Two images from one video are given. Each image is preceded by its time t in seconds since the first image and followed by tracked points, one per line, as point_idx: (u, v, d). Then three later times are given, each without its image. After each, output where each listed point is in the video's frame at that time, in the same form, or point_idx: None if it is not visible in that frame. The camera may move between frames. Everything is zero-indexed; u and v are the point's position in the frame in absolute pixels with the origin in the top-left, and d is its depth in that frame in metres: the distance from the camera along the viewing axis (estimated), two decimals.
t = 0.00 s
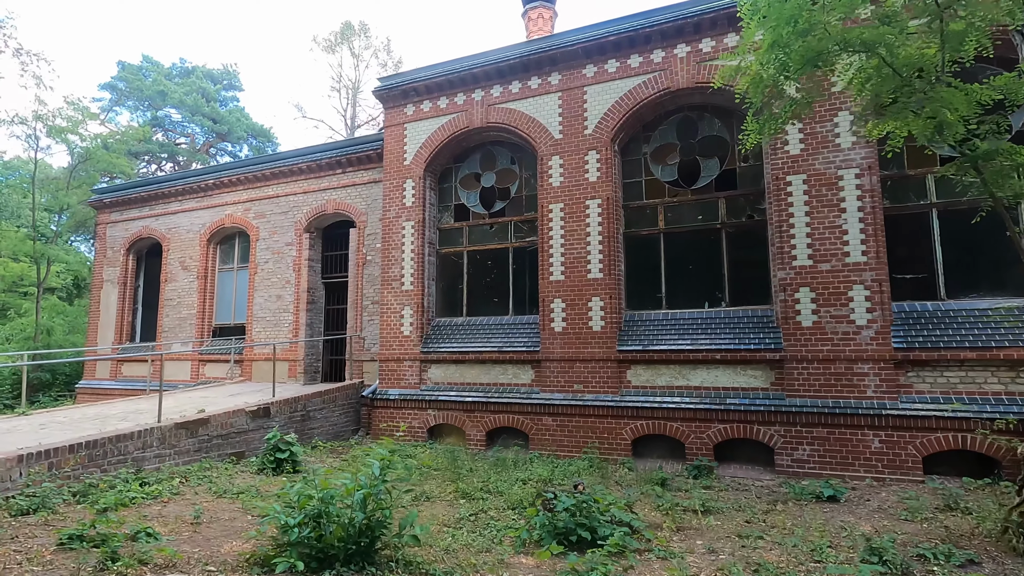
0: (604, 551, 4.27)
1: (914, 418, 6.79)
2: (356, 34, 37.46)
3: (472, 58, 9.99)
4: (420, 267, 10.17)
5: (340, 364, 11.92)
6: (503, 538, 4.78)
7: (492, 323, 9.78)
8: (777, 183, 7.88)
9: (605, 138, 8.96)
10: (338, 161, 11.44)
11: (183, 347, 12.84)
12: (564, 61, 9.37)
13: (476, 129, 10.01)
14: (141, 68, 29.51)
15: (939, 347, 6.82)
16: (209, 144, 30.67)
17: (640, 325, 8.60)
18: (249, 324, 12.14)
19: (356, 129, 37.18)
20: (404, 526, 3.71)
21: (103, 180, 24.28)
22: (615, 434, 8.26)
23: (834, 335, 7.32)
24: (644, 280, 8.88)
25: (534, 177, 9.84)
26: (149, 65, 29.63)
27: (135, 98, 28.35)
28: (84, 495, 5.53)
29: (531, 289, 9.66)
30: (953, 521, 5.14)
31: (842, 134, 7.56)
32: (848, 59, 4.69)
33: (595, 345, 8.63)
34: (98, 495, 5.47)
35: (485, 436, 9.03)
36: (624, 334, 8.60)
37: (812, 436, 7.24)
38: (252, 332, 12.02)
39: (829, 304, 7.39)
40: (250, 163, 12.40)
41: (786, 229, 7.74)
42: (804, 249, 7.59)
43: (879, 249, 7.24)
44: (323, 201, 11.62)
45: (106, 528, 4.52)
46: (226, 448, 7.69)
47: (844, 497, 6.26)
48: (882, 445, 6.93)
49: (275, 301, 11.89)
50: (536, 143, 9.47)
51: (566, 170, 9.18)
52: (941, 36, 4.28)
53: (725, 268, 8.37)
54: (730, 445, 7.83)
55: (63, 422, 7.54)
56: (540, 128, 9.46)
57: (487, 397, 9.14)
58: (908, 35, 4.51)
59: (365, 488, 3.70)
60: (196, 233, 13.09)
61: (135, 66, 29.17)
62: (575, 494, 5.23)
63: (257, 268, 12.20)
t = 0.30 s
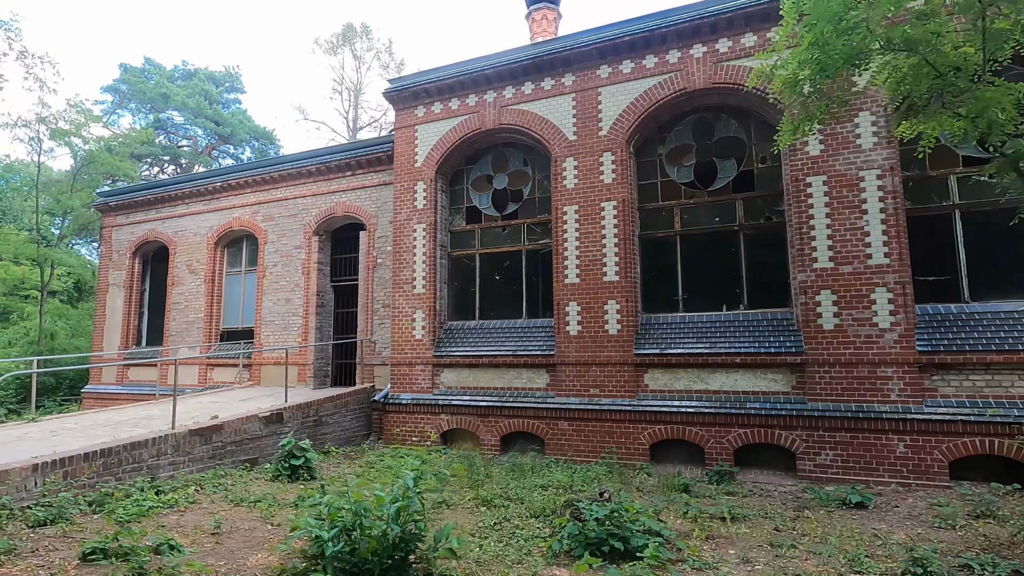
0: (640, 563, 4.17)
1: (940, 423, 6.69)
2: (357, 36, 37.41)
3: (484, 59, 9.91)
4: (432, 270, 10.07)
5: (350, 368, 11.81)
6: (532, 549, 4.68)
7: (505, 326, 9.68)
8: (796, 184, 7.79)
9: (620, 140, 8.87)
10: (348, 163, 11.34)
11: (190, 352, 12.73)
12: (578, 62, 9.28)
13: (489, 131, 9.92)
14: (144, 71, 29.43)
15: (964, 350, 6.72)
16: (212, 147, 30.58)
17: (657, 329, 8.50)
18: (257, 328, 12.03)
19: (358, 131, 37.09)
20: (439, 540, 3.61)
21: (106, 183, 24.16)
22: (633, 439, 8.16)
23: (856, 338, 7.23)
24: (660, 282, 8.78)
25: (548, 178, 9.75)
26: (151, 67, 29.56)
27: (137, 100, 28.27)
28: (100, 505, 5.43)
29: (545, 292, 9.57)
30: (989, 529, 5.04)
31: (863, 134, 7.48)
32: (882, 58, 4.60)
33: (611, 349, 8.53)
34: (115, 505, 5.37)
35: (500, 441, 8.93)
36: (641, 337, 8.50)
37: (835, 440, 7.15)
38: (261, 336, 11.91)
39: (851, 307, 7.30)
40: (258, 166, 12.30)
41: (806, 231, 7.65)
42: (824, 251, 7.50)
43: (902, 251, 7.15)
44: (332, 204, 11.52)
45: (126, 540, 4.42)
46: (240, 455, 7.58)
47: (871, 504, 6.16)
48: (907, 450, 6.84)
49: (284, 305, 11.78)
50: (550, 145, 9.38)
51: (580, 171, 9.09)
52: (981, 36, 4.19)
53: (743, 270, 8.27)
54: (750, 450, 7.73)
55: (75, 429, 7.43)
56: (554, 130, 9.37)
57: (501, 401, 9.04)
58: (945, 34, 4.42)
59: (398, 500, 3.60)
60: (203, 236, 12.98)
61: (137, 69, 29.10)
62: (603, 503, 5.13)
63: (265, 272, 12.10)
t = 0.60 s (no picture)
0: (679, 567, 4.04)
1: (970, 421, 6.57)
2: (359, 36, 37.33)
3: (497, 55, 9.79)
4: (445, 269, 9.94)
5: (360, 368, 11.69)
6: (564, 551, 4.55)
7: (520, 325, 9.55)
8: (818, 179, 7.67)
9: (637, 135, 8.75)
10: (358, 161, 11.22)
11: (198, 352, 12.61)
12: (593, 57, 9.17)
13: (502, 127, 9.80)
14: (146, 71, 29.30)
15: (993, 347, 6.60)
16: (215, 147, 30.46)
17: (676, 327, 8.38)
18: (266, 328, 11.90)
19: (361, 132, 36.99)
20: (477, 544, 3.48)
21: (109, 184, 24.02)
22: (653, 438, 8.03)
23: (882, 335, 7.10)
24: (678, 279, 8.65)
25: (562, 175, 9.62)
26: (153, 67, 29.45)
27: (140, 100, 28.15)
28: (117, 508, 5.31)
29: (560, 290, 9.45)
30: None
31: (887, 128, 7.36)
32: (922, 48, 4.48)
33: (629, 347, 8.40)
34: (132, 508, 5.25)
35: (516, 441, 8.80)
36: (659, 335, 8.38)
37: (861, 439, 7.02)
38: (270, 336, 11.78)
39: (876, 304, 7.18)
40: (266, 164, 12.17)
41: (829, 226, 7.53)
42: (848, 247, 7.38)
43: (928, 246, 7.02)
44: (342, 202, 11.40)
45: (148, 544, 4.30)
46: (254, 456, 7.45)
47: (903, 504, 5.99)
48: (936, 449, 6.71)
49: (293, 304, 11.65)
50: (565, 141, 9.26)
51: (596, 168, 8.97)
52: None
53: (764, 267, 8.15)
54: (773, 449, 7.60)
55: (86, 430, 7.30)
56: (568, 126, 9.25)
57: (517, 401, 8.92)
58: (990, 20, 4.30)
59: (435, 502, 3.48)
60: (211, 235, 12.86)
61: (140, 69, 28.99)
62: (634, 504, 5.00)
63: (274, 271, 11.97)
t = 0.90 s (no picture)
0: None
1: (1005, 425, 6.40)
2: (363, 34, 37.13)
3: (513, 50, 9.62)
4: (459, 268, 9.79)
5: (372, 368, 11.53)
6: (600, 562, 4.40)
7: (536, 326, 9.40)
8: (846, 177, 7.50)
9: (657, 132, 8.58)
10: (370, 159, 11.07)
11: (207, 352, 12.46)
12: (611, 53, 8.99)
13: (518, 124, 9.63)
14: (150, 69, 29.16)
15: None
16: (219, 145, 30.31)
17: (697, 327, 8.21)
18: (276, 328, 11.75)
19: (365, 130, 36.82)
20: (521, 560, 3.32)
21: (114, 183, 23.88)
22: (675, 441, 7.87)
23: (913, 336, 6.93)
24: (700, 279, 8.48)
25: (579, 173, 9.46)
26: (157, 65, 29.30)
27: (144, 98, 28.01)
28: (135, 515, 5.18)
29: (578, 290, 9.29)
30: None
31: (918, 124, 7.18)
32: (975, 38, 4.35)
33: (650, 348, 8.24)
34: (150, 516, 5.11)
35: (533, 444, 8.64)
36: (681, 336, 8.21)
37: (892, 443, 6.86)
38: (280, 336, 11.63)
39: (906, 304, 7.01)
40: (276, 162, 12.01)
41: (857, 225, 7.36)
42: (877, 246, 7.21)
43: (961, 245, 6.85)
44: (354, 200, 11.24)
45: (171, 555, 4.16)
46: (270, 459, 7.30)
47: (939, 511, 5.83)
48: (970, 454, 6.55)
49: (304, 304, 11.50)
50: (583, 138, 9.10)
51: (615, 165, 8.81)
52: None
53: (788, 266, 7.98)
54: (799, 453, 7.44)
55: (99, 433, 7.17)
56: (586, 122, 9.08)
57: (534, 403, 8.76)
58: None
59: (476, 513, 3.33)
60: (220, 234, 12.71)
61: (144, 67, 28.85)
62: (669, 512, 4.85)
63: (284, 270, 11.82)
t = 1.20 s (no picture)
0: None
1: None
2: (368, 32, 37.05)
3: (531, 46, 9.52)
4: (476, 266, 9.69)
5: (385, 367, 11.44)
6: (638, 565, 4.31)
7: (554, 325, 9.31)
8: (872, 174, 7.39)
9: (678, 129, 8.48)
10: (384, 156, 10.98)
11: (219, 351, 12.39)
12: (631, 48, 8.89)
13: (535, 121, 9.54)
14: (157, 67, 29.08)
15: None
16: (225, 143, 30.25)
17: (719, 326, 8.11)
18: (289, 326, 11.68)
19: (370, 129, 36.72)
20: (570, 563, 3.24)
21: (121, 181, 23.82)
22: (697, 442, 7.77)
23: (942, 336, 6.83)
24: (721, 277, 8.37)
25: (598, 170, 9.36)
26: (163, 63, 29.24)
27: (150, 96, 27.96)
28: (159, 515, 5.11)
29: (596, 288, 9.19)
30: None
31: (947, 120, 7.08)
32: None
33: (672, 347, 8.14)
34: (175, 516, 5.04)
35: (553, 444, 8.55)
36: (703, 335, 8.11)
37: (921, 444, 6.76)
38: (293, 335, 11.55)
39: (936, 303, 6.90)
40: (289, 159, 11.92)
41: (884, 222, 7.25)
42: (905, 244, 7.10)
43: (992, 243, 6.74)
44: (367, 198, 11.16)
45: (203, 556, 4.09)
46: (289, 458, 7.22)
47: (975, 513, 5.72)
48: (1002, 455, 6.44)
49: (317, 302, 11.42)
50: (602, 135, 9.00)
51: (635, 162, 8.71)
52: None
53: (812, 264, 7.88)
54: (825, 453, 7.34)
55: (117, 432, 7.09)
56: (606, 119, 8.98)
57: (553, 402, 8.67)
58: None
59: (523, 514, 3.24)
60: (231, 232, 12.64)
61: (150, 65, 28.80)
62: (705, 513, 4.75)
63: (297, 268, 11.74)
